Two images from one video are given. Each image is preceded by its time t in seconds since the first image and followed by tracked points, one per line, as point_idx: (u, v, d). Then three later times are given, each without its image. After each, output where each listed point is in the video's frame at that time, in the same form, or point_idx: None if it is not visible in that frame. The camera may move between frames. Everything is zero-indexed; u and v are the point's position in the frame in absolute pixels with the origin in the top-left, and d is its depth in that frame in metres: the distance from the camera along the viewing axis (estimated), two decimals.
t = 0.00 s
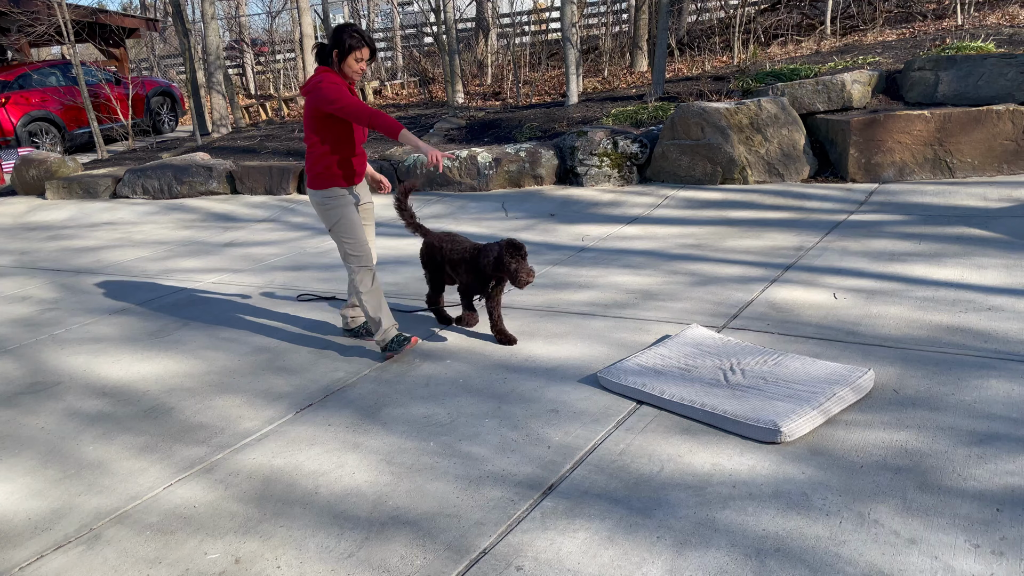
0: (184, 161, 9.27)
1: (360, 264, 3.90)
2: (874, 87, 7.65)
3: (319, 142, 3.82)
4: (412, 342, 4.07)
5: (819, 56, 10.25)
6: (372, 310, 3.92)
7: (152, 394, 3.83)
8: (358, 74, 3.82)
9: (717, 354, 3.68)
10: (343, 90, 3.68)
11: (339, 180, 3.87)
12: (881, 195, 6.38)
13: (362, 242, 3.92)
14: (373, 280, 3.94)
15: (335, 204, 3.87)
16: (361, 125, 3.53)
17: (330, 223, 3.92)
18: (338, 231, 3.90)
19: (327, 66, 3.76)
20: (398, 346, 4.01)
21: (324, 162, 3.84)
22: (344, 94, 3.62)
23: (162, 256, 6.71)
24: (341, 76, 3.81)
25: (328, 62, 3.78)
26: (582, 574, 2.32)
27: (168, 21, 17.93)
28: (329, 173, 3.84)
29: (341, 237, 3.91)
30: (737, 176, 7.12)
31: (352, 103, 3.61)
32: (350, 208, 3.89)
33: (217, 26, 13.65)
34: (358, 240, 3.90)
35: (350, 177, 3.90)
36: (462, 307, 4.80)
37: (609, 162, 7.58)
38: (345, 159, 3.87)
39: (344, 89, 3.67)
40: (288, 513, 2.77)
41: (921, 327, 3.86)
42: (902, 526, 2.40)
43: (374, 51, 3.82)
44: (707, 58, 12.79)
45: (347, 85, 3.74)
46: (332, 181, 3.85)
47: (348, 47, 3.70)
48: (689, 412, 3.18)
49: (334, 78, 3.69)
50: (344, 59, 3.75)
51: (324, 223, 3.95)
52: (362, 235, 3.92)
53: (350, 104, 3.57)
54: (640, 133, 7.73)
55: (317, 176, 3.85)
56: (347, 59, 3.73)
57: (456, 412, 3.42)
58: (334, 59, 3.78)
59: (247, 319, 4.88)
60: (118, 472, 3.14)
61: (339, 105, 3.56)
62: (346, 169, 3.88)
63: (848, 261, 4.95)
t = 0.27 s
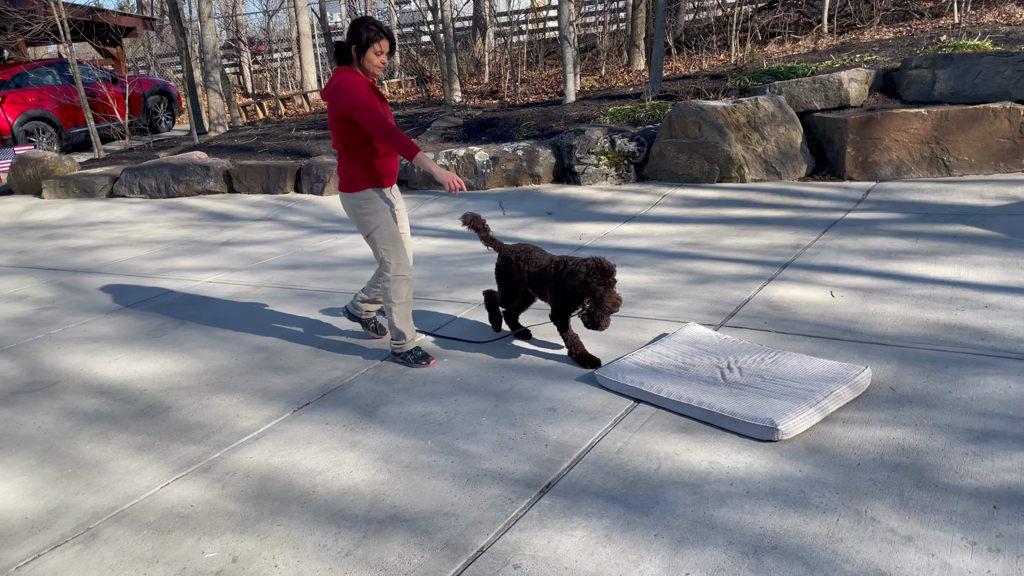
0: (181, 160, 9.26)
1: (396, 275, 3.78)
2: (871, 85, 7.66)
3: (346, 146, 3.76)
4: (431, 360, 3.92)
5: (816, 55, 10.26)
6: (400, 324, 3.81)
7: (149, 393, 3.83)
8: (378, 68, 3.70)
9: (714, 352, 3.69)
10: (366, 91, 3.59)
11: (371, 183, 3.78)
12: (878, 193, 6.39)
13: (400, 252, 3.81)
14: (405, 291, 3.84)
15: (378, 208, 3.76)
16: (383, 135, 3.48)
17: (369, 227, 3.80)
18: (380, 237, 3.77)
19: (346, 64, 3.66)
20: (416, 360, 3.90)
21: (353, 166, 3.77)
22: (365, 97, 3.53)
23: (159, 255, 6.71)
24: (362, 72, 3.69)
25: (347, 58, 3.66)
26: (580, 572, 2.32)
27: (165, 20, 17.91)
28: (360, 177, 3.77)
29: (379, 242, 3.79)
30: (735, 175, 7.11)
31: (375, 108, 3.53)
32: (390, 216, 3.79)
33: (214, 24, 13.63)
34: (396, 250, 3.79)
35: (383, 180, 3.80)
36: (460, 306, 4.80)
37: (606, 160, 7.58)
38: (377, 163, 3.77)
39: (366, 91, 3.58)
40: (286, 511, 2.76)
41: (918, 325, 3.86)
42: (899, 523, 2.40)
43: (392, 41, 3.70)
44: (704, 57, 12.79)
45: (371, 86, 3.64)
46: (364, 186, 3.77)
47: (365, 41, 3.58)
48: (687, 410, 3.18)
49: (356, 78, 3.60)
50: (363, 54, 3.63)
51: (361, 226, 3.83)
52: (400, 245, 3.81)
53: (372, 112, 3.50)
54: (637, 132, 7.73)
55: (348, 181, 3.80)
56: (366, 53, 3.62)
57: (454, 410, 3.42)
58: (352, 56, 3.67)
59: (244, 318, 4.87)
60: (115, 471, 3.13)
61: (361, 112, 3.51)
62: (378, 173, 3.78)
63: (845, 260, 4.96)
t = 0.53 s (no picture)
0: (178, 159, 9.24)
1: (390, 277, 3.77)
2: (868, 83, 7.67)
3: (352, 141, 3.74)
4: (427, 360, 3.92)
5: (813, 53, 10.27)
6: (392, 324, 3.84)
7: (146, 393, 3.82)
8: (396, 60, 3.63)
9: (711, 350, 3.69)
10: (369, 86, 3.53)
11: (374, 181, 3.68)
12: (875, 191, 6.39)
13: (399, 255, 3.79)
14: (400, 293, 3.84)
15: (378, 210, 3.72)
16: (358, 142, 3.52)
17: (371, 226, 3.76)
18: (380, 239, 3.74)
19: (364, 57, 3.62)
20: (411, 359, 3.91)
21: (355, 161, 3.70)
22: (363, 92, 3.49)
23: (156, 254, 6.69)
24: (379, 65, 3.64)
25: (364, 51, 3.62)
26: (576, 571, 2.31)
27: (161, 19, 17.89)
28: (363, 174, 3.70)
29: (378, 243, 3.76)
30: (732, 173, 7.11)
31: (366, 107, 3.50)
32: (392, 219, 3.73)
33: (210, 23, 13.60)
34: (394, 253, 3.76)
35: (388, 179, 3.69)
36: (457, 305, 4.80)
37: (603, 159, 7.58)
38: (382, 161, 3.67)
39: (369, 86, 3.52)
40: (282, 511, 2.76)
41: (914, 323, 3.87)
42: (895, 521, 2.40)
43: (410, 33, 3.63)
44: (701, 55, 12.78)
45: (379, 81, 3.57)
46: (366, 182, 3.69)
47: (380, 32, 3.53)
48: (684, 408, 3.18)
49: (365, 71, 3.56)
50: (379, 45, 3.57)
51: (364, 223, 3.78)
52: (399, 247, 3.78)
53: (360, 113, 3.49)
54: (634, 130, 7.73)
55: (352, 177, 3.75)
56: (382, 45, 3.56)
57: (451, 409, 3.42)
58: (369, 48, 3.62)
59: (241, 317, 4.87)
60: (111, 471, 3.13)
61: (352, 110, 3.50)
62: (383, 171, 3.68)
63: (841, 258, 4.96)
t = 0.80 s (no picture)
0: (174, 158, 9.22)
1: (386, 274, 3.77)
2: (864, 81, 7.68)
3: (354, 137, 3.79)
4: (423, 358, 3.92)
5: (810, 52, 10.27)
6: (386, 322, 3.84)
7: (142, 393, 3.82)
8: (401, 59, 3.61)
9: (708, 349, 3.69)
10: (365, 83, 3.53)
11: (371, 180, 3.68)
12: (871, 189, 6.40)
13: (397, 254, 3.79)
14: (397, 291, 3.84)
15: (376, 208, 3.71)
16: (347, 139, 3.59)
17: (370, 224, 3.76)
18: (378, 237, 3.74)
19: (369, 55, 3.62)
20: (407, 357, 3.91)
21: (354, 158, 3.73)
22: (357, 89, 3.51)
23: (152, 254, 6.69)
24: (384, 64, 3.63)
25: (370, 49, 3.62)
26: (573, 569, 2.32)
27: (158, 18, 17.86)
28: (362, 172, 3.72)
29: (376, 241, 3.76)
30: (728, 172, 7.13)
31: (358, 104, 3.52)
32: (390, 217, 3.73)
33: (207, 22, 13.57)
34: (392, 252, 3.76)
35: (386, 179, 3.67)
36: (454, 303, 4.80)
37: (600, 158, 7.58)
38: (380, 160, 3.66)
39: (364, 83, 3.53)
40: (279, 510, 2.76)
41: (910, 321, 3.87)
42: (891, 519, 2.40)
43: (416, 33, 3.61)
44: (698, 53, 12.78)
45: (378, 79, 3.57)
46: (363, 179, 3.70)
47: (385, 30, 3.52)
48: (680, 406, 3.18)
49: (364, 68, 3.56)
50: (384, 43, 3.56)
51: (363, 220, 3.78)
52: (397, 246, 3.78)
53: (351, 110, 3.53)
54: (631, 129, 7.73)
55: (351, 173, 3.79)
56: (387, 43, 3.54)
57: (448, 408, 3.42)
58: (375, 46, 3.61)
59: (238, 316, 4.86)
60: (107, 471, 3.13)
61: (343, 106, 3.54)
62: (380, 170, 3.66)
63: (838, 256, 4.97)
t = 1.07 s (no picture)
0: (171, 157, 9.21)
1: (385, 273, 3.77)
2: (861, 80, 7.69)
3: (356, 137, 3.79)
4: (420, 357, 3.92)
5: (807, 50, 10.26)
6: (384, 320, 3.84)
7: (139, 392, 3.81)
8: (401, 58, 3.60)
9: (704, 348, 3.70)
10: (365, 83, 3.53)
11: (372, 181, 3.67)
12: (868, 187, 6.40)
13: (396, 253, 3.79)
14: (395, 290, 3.84)
15: (376, 207, 3.71)
16: (349, 139, 3.60)
17: (369, 223, 3.76)
18: (377, 236, 3.75)
19: (370, 54, 3.61)
20: (405, 355, 3.91)
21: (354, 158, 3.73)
22: (356, 90, 3.51)
23: (150, 253, 6.67)
24: (385, 63, 3.62)
25: (371, 47, 3.61)
26: (570, 568, 2.32)
27: (154, 17, 17.82)
28: (362, 172, 3.71)
29: (375, 240, 3.76)
30: (726, 170, 7.12)
31: (358, 104, 3.53)
32: (389, 216, 3.73)
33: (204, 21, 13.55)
34: (391, 251, 3.76)
35: (386, 179, 3.67)
36: (451, 302, 4.79)
37: (597, 156, 7.58)
38: (380, 160, 3.66)
39: (364, 83, 3.53)
40: (276, 509, 2.76)
41: (907, 319, 3.88)
42: (888, 517, 2.41)
43: (417, 31, 3.60)
44: (695, 52, 12.78)
45: (378, 79, 3.57)
46: (364, 180, 3.70)
47: (386, 30, 3.51)
48: (677, 404, 3.18)
49: (364, 68, 3.56)
50: (385, 43, 3.55)
51: (362, 219, 3.78)
52: (396, 246, 3.78)
53: (351, 110, 3.53)
54: (628, 127, 7.73)
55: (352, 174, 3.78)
56: (387, 42, 3.54)
57: (445, 407, 3.42)
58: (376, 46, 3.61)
59: (235, 316, 4.86)
60: (104, 470, 3.13)
61: (343, 107, 3.55)
62: (380, 170, 3.66)
63: (835, 254, 4.97)
